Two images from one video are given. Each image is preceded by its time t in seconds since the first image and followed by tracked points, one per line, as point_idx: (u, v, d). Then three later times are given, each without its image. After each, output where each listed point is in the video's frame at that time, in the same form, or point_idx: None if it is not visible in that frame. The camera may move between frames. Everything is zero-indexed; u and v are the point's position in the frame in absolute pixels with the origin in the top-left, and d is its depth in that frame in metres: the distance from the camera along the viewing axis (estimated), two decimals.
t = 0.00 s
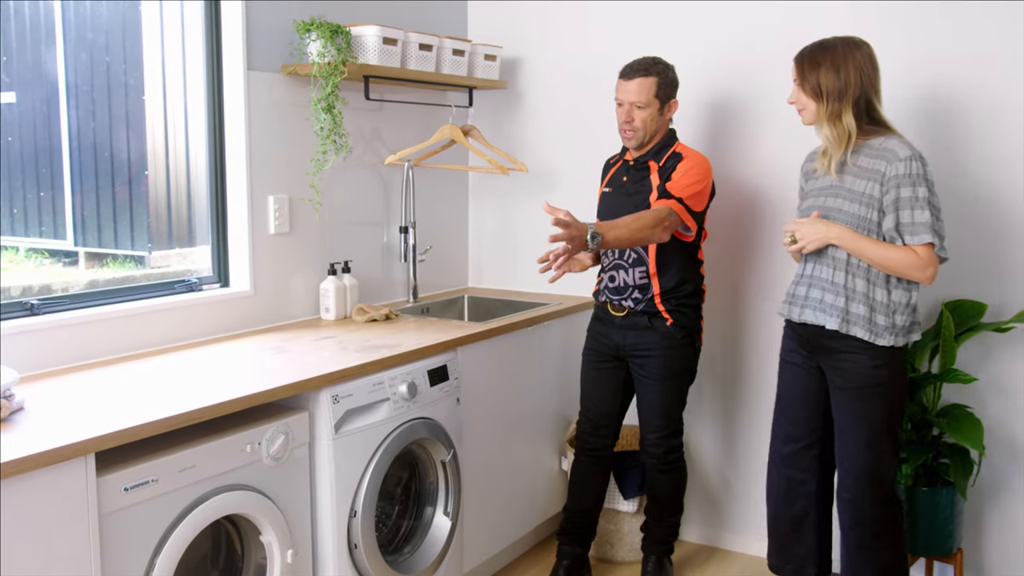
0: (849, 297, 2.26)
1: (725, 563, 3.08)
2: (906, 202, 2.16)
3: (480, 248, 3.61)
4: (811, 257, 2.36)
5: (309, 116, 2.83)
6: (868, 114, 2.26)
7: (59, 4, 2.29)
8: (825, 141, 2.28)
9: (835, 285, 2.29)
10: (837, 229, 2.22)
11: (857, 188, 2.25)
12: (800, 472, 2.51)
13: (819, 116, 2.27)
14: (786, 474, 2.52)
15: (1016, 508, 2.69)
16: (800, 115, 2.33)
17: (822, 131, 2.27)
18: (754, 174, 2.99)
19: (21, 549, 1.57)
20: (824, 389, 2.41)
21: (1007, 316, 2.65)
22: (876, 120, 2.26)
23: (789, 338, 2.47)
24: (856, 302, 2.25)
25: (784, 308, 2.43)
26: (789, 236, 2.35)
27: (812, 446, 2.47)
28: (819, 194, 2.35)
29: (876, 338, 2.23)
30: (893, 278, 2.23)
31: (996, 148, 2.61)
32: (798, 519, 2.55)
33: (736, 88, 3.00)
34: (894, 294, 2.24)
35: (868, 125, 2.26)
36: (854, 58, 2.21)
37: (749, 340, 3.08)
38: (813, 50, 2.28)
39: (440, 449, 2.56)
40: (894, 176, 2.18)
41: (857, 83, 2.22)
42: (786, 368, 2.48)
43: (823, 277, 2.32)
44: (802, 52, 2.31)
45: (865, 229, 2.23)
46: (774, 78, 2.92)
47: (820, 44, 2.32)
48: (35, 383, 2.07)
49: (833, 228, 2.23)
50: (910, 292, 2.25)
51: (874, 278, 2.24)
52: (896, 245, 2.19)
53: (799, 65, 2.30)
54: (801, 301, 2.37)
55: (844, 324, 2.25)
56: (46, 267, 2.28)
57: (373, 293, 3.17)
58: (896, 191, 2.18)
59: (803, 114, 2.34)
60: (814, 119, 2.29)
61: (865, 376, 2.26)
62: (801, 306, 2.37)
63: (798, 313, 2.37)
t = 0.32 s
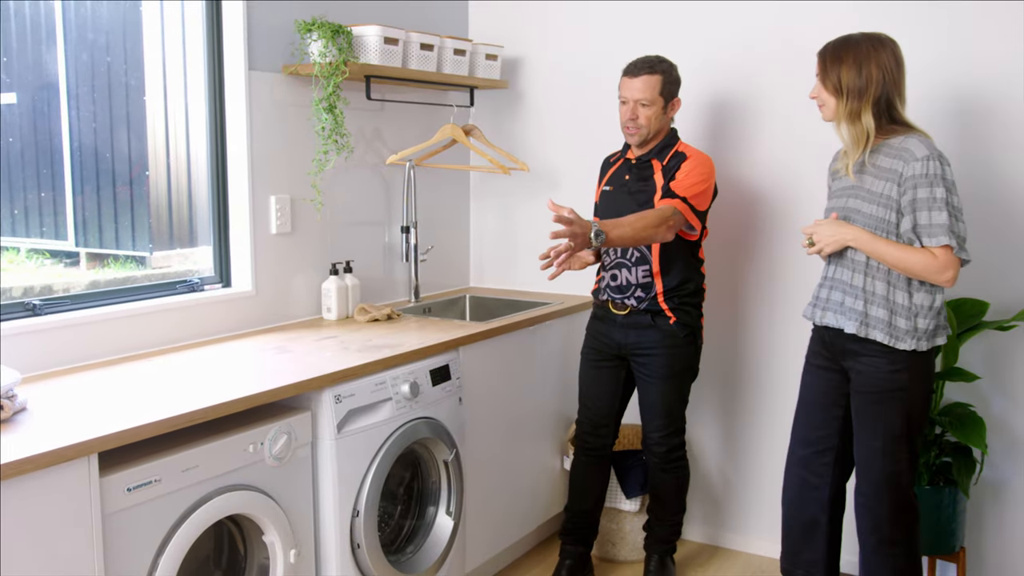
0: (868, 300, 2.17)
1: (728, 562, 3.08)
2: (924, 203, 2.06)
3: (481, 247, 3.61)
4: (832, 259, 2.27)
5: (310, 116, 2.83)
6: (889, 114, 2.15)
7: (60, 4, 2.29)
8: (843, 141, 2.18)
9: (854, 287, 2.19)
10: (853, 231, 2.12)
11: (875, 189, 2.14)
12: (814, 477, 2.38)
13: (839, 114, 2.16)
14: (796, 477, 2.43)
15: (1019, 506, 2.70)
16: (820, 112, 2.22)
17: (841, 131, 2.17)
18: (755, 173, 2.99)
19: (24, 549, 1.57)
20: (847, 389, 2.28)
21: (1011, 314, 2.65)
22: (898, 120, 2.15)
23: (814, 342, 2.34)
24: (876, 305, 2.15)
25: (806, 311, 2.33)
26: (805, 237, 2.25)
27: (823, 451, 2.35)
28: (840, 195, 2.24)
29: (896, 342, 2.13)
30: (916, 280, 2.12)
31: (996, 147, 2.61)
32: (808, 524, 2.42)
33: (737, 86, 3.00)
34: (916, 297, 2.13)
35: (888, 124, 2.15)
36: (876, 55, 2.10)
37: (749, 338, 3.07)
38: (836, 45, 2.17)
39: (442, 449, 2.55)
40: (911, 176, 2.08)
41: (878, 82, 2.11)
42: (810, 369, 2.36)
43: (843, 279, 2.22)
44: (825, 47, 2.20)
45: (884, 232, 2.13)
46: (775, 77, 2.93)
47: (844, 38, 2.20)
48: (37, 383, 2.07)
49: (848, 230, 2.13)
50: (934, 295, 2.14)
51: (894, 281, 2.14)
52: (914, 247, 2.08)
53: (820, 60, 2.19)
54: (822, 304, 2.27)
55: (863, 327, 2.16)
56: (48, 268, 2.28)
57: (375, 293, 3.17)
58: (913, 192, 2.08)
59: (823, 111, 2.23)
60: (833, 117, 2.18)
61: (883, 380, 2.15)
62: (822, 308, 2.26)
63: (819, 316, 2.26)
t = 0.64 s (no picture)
0: (883, 299, 2.16)
1: (728, 558, 3.08)
2: (941, 203, 2.03)
3: (480, 243, 3.61)
4: (848, 258, 2.26)
5: (309, 113, 2.83)
6: (909, 110, 2.12)
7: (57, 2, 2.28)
8: (862, 137, 2.16)
9: (870, 286, 2.19)
10: (869, 229, 2.10)
11: (892, 187, 2.12)
12: (816, 473, 2.38)
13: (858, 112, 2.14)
14: (797, 473, 2.43)
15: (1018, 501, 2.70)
16: (840, 107, 2.20)
17: (859, 127, 2.14)
18: (754, 169, 2.99)
19: (24, 547, 1.57)
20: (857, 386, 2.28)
21: (1010, 309, 2.65)
22: (918, 117, 2.12)
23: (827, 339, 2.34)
24: (891, 306, 2.15)
25: (823, 309, 2.33)
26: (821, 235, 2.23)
27: (821, 445, 2.36)
28: (858, 191, 2.22)
29: (911, 342, 2.12)
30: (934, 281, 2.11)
31: (992, 143, 2.63)
32: (807, 519, 2.43)
33: (736, 83, 3.00)
34: (933, 297, 2.13)
35: (907, 121, 2.12)
36: (896, 50, 2.07)
37: (749, 334, 3.07)
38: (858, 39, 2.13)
39: (442, 445, 2.55)
40: (929, 176, 2.05)
41: (898, 78, 2.07)
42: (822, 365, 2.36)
43: (859, 277, 2.22)
44: (846, 41, 2.17)
45: (900, 231, 2.11)
46: (774, 73, 2.93)
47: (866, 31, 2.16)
48: (37, 382, 2.06)
49: (865, 229, 2.11)
50: (951, 295, 2.13)
51: (910, 280, 2.13)
52: (931, 247, 2.06)
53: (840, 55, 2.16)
54: (838, 302, 2.27)
55: (877, 327, 2.16)
56: (46, 266, 2.27)
57: (374, 290, 3.16)
58: (931, 191, 2.05)
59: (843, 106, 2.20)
60: (851, 113, 2.16)
61: (898, 380, 2.15)
62: (838, 306, 2.27)
63: (835, 314, 2.27)
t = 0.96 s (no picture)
0: (886, 297, 2.16)
1: (724, 555, 3.09)
2: (952, 203, 2.04)
3: (475, 240, 3.61)
4: (850, 253, 2.27)
5: (304, 111, 2.82)
6: (922, 106, 2.12)
7: None
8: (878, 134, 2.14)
9: (874, 284, 2.19)
10: (877, 227, 2.09)
11: (901, 184, 2.12)
12: (811, 470, 2.39)
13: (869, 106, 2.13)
14: (792, 470, 2.43)
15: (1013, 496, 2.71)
16: (851, 105, 2.19)
17: (873, 123, 2.13)
18: (750, 166, 2.99)
19: (19, 547, 1.56)
20: (852, 384, 2.29)
21: (1005, 306, 2.66)
22: (930, 112, 2.12)
23: (824, 334, 2.35)
24: (893, 304, 2.15)
25: (823, 304, 2.33)
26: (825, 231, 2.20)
27: (817, 442, 2.36)
28: (864, 187, 2.22)
29: (912, 341, 2.13)
30: (935, 279, 2.12)
31: (986, 139, 2.64)
32: (804, 516, 2.43)
33: (731, 81, 3.00)
34: (936, 297, 2.13)
35: (918, 117, 2.12)
36: (907, 45, 2.07)
37: (745, 331, 3.07)
38: (868, 36, 2.13)
39: (438, 444, 2.55)
40: (940, 175, 2.05)
41: (909, 73, 2.07)
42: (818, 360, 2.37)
43: (861, 274, 2.23)
44: (852, 39, 2.17)
45: (906, 229, 2.11)
46: (768, 70, 2.93)
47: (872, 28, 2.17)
48: (31, 381, 2.05)
49: (872, 227, 2.10)
50: (953, 295, 2.14)
51: (913, 279, 2.14)
52: (940, 247, 2.05)
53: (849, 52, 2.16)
54: (839, 298, 2.28)
55: (879, 325, 2.16)
56: (39, 265, 2.26)
57: (369, 288, 3.16)
58: (941, 191, 2.05)
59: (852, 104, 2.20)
60: (865, 110, 2.15)
61: (899, 377, 2.16)
62: (838, 302, 2.28)
63: (835, 310, 2.28)
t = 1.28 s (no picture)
0: (875, 301, 2.17)
1: (722, 560, 3.08)
2: (942, 208, 2.04)
3: (472, 245, 3.60)
4: (839, 255, 2.27)
5: (301, 116, 2.82)
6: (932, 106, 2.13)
7: (46, 3, 2.27)
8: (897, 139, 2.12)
9: (863, 286, 2.19)
10: (864, 228, 2.10)
11: (894, 187, 2.13)
12: (807, 475, 2.39)
13: (885, 112, 2.12)
14: (789, 474, 2.43)
15: (1010, 501, 2.72)
16: (858, 113, 2.16)
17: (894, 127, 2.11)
18: (747, 171, 2.99)
19: (14, 554, 1.55)
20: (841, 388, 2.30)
21: (1002, 311, 2.67)
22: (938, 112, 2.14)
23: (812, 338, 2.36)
24: (882, 307, 2.16)
25: (812, 306, 2.33)
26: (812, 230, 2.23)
27: (811, 446, 2.37)
28: (855, 190, 2.23)
29: (900, 345, 2.13)
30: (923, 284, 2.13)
31: (983, 145, 2.64)
32: (801, 521, 2.43)
33: (727, 87, 3.01)
34: (923, 301, 2.14)
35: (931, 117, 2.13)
36: (921, 48, 2.07)
37: (743, 336, 3.07)
38: (874, 42, 2.10)
39: (436, 449, 2.54)
40: (933, 180, 2.06)
41: (927, 76, 2.07)
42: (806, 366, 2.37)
43: (852, 276, 2.23)
44: (856, 45, 2.13)
45: (896, 232, 2.12)
46: (765, 76, 2.94)
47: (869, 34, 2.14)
48: (28, 386, 2.05)
49: (860, 228, 2.11)
50: (941, 300, 2.15)
51: (902, 283, 2.14)
52: (925, 251, 2.06)
53: (857, 59, 2.12)
54: (828, 300, 2.28)
55: (867, 327, 2.16)
56: (36, 270, 2.26)
57: (366, 293, 3.15)
58: (933, 196, 2.06)
59: (855, 110, 2.18)
60: (880, 114, 2.13)
61: (888, 381, 2.16)
62: (826, 304, 2.28)
63: (823, 311, 2.28)
